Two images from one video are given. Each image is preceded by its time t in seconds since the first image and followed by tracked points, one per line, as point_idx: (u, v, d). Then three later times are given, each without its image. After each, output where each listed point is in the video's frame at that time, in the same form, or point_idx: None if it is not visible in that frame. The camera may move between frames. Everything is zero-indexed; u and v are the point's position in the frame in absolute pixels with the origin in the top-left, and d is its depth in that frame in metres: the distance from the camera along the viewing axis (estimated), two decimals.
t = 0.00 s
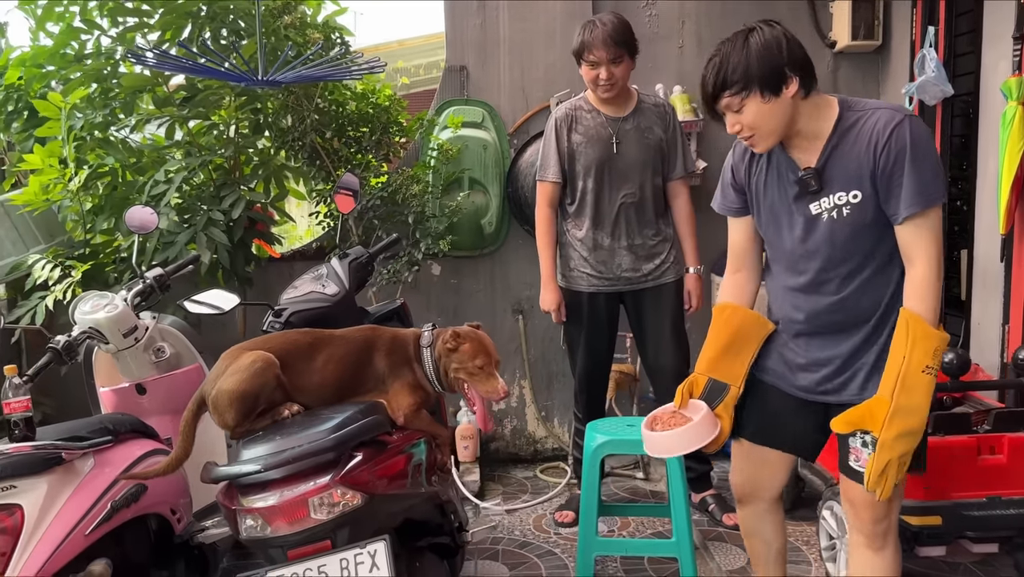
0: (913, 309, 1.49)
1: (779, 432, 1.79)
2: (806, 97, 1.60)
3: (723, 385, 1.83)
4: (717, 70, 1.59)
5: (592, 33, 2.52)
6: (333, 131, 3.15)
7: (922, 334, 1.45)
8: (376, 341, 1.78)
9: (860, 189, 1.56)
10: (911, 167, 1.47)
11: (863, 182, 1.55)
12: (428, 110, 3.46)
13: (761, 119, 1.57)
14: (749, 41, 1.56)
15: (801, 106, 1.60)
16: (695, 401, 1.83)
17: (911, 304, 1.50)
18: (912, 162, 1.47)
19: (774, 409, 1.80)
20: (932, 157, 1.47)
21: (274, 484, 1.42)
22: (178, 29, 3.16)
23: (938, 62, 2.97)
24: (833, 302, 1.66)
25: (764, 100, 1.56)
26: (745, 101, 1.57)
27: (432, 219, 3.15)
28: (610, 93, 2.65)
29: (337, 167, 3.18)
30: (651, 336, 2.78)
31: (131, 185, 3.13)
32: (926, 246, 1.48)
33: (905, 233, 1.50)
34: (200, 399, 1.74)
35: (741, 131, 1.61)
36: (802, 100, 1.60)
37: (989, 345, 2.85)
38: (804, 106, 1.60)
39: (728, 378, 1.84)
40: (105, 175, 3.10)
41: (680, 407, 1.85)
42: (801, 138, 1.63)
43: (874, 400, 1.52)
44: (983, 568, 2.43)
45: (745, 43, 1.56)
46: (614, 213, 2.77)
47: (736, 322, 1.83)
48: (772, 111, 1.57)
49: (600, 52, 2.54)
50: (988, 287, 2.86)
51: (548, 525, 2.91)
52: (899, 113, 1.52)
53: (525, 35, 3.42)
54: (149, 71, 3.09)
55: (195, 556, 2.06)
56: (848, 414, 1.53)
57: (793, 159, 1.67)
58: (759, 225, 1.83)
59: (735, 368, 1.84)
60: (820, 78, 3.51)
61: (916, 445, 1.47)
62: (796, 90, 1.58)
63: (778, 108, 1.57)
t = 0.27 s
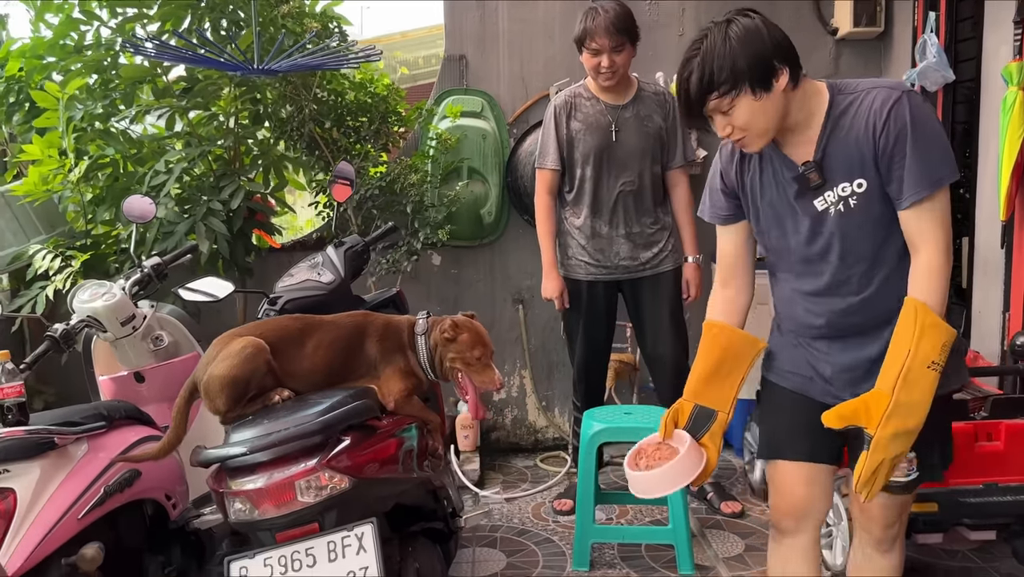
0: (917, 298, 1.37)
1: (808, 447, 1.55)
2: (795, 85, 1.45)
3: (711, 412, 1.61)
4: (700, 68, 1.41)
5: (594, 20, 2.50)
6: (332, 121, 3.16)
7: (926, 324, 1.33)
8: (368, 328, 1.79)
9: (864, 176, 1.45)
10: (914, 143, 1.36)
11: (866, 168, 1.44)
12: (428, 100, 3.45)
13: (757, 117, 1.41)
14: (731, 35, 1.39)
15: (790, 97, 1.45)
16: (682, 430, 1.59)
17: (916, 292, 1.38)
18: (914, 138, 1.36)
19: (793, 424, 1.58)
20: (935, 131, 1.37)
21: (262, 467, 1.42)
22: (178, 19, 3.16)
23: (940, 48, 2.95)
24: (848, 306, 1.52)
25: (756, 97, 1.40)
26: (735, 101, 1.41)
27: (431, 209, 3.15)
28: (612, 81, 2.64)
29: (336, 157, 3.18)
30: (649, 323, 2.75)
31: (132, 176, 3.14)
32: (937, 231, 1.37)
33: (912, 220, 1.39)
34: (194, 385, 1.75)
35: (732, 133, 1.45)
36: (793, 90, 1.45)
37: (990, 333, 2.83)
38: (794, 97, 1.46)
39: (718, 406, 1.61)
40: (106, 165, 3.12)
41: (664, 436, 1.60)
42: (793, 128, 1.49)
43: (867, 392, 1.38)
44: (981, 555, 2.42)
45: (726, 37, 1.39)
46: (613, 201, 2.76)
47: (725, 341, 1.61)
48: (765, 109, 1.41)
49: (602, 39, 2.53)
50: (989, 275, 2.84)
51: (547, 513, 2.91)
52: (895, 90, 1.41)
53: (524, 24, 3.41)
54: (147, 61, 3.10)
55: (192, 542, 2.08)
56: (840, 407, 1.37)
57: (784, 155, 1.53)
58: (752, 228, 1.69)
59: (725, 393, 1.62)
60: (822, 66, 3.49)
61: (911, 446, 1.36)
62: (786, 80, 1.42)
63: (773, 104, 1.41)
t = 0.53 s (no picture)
0: (920, 301, 1.20)
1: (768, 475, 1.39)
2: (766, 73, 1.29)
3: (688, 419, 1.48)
4: (654, 50, 1.29)
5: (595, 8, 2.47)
6: (333, 110, 3.16)
7: (928, 330, 1.16)
8: (364, 315, 1.78)
9: (842, 168, 1.26)
10: (904, 130, 1.17)
11: (845, 158, 1.25)
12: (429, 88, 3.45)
13: (709, 111, 1.28)
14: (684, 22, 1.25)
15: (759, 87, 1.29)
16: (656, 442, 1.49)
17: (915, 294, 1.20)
18: (903, 125, 1.18)
19: (756, 449, 1.42)
20: (926, 120, 1.19)
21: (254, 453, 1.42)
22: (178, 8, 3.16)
23: (944, 33, 2.92)
24: (818, 316, 1.34)
25: (707, 89, 1.26)
26: (686, 90, 1.28)
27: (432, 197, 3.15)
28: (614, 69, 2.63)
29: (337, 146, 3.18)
30: (650, 312, 2.75)
31: (133, 165, 3.15)
32: (933, 227, 1.18)
33: (905, 218, 1.20)
34: (188, 370, 1.75)
35: (688, 121, 1.32)
36: (761, 79, 1.28)
37: (993, 321, 2.81)
38: (764, 86, 1.29)
39: (694, 415, 1.48)
40: (109, 155, 3.12)
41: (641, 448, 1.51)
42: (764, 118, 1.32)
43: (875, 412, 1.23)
44: (983, 544, 2.41)
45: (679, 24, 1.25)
46: (613, 189, 2.75)
47: (706, 346, 1.49)
48: (721, 104, 1.27)
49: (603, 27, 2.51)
50: (993, 263, 2.82)
51: (548, 502, 2.92)
52: (881, 73, 1.23)
53: (526, 11, 3.39)
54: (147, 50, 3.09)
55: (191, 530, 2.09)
56: (844, 430, 1.24)
57: (758, 145, 1.37)
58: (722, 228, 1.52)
59: (703, 404, 1.49)
60: (826, 53, 3.46)
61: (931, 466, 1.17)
62: (751, 70, 1.26)
63: (729, 97, 1.27)
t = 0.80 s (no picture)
0: (898, 319, 1.09)
1: (752, 477, 1.39)
2: (745, 42, 1.20)
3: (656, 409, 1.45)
4: (621, 15, 1.21)
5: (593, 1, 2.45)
6: (333, 103, 3.16)
7: (904, 351, 1.06)
8: (363, 308, 1.78)
9: (814, 159, 1.18)
10: (891, 124, 1.07)
11: (817, 148, 1.17)
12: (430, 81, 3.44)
13: (681, 82, 1.22)
14: None
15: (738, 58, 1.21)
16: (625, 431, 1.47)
17: (898, 310, 1.09)
18: (892, 117, 1.07)
19: (739, 448, 1.41)
20: (918, 112, 1.08)
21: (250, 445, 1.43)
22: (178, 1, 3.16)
23: (946, 25, 2.90)
24: (779, 310, 1.29)
25: (678, 59, 1.19)
26: (656, 59, 1.21)
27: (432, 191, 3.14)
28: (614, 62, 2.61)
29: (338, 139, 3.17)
30: (651, 306, 2.75)
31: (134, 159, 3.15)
32: (919, 231, 1.08)
33: (889, 220, 1.10)
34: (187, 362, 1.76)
35: (663, 92, 1.25)
36: (739, 48, 1.20)
37: (996, 313, 2.80)
38: (745, 55, 1.21)
39: (665, 405, 1.45)
40: (110, 149, 3.13)
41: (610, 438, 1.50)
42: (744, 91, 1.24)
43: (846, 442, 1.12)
44: (985, 537, 2.41)
45: None
46: (613, 182, 2.75)
47: (680, 335, 1.46)
48: (695, 73, 1.20)
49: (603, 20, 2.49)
50: (996, 255, 2.81)
51: (549, 494, 2.92)
52: (870, 55, 1.12)
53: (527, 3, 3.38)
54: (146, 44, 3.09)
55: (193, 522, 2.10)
56: (811, 462, 1.13)
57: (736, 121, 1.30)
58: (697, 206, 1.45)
59: (676, 394, 1.45)
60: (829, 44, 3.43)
61: (904, 506, 1.06)
62: (727, 37, 1.18)
63: (702, 68, 1.20)
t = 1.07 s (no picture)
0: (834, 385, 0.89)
1: (700, 525, 1.23)
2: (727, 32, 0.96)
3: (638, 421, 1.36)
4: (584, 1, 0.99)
5: None
6: (336, 99, 3.16)
7: (827, 422, 0.86)
8: (366, 305, 1.78)
9: (780, 175, 0.95)
10: (852, 145, 0.84)
11: (783, 165, 0.94)
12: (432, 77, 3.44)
13: (659, 84, 0.99)
14: None
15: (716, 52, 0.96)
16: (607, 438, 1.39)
17: (840, 376, 0.88)
18: (853, 136, 0.84)
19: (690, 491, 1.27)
20: (897, 133, 0.83)
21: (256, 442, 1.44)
22: None
23: (949, 19, 2.90)
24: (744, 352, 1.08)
25: (646, 54, 0.96)
26: (625, 56, 0.99)
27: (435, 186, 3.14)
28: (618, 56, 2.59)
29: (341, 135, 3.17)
30: (653, 301, 2.75)
31: (137, 155, 3.16)
32: (871, 277, 0.85)
33: (846, 260, 0.87)
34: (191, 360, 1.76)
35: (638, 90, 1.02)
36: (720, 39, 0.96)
37: (998, 308, 2.80)
38: (728, 49, 0.97)
39: (651, 420, 1.32)
40: (115, 145, 3.14)
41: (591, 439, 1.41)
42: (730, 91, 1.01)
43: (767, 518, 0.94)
44: (987, 531, 2.41)
45: None
46: (615, 177, 2.75)
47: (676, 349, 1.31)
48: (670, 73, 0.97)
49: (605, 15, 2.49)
50: (998, 250, 2.81)
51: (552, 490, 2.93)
52: (852, 55, 0.88)
53: None
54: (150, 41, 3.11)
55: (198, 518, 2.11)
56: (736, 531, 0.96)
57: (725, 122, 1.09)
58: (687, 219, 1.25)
59: (663, 409, 1.31)
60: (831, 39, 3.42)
61: None
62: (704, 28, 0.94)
63: (681, 67, 0.96)
